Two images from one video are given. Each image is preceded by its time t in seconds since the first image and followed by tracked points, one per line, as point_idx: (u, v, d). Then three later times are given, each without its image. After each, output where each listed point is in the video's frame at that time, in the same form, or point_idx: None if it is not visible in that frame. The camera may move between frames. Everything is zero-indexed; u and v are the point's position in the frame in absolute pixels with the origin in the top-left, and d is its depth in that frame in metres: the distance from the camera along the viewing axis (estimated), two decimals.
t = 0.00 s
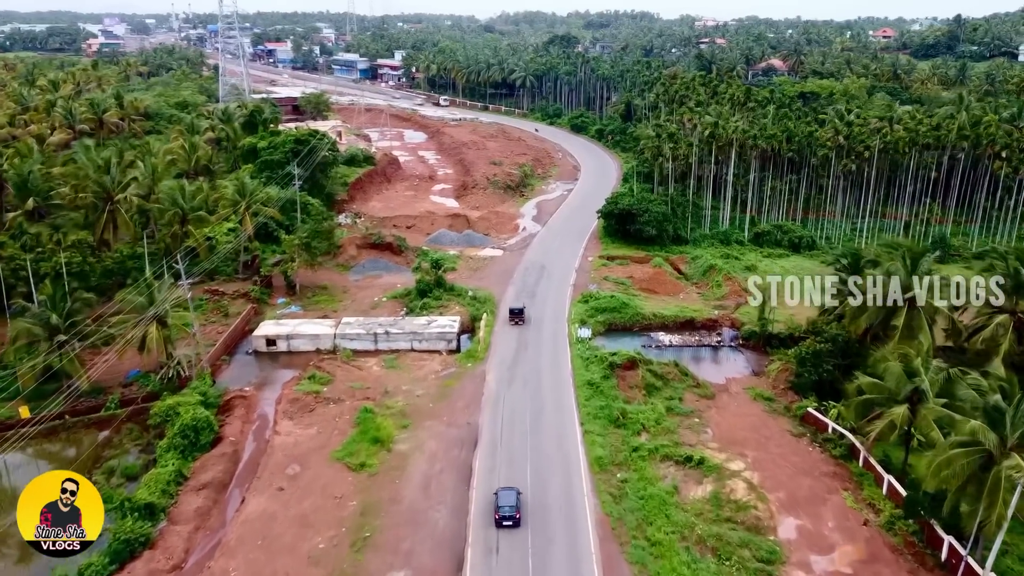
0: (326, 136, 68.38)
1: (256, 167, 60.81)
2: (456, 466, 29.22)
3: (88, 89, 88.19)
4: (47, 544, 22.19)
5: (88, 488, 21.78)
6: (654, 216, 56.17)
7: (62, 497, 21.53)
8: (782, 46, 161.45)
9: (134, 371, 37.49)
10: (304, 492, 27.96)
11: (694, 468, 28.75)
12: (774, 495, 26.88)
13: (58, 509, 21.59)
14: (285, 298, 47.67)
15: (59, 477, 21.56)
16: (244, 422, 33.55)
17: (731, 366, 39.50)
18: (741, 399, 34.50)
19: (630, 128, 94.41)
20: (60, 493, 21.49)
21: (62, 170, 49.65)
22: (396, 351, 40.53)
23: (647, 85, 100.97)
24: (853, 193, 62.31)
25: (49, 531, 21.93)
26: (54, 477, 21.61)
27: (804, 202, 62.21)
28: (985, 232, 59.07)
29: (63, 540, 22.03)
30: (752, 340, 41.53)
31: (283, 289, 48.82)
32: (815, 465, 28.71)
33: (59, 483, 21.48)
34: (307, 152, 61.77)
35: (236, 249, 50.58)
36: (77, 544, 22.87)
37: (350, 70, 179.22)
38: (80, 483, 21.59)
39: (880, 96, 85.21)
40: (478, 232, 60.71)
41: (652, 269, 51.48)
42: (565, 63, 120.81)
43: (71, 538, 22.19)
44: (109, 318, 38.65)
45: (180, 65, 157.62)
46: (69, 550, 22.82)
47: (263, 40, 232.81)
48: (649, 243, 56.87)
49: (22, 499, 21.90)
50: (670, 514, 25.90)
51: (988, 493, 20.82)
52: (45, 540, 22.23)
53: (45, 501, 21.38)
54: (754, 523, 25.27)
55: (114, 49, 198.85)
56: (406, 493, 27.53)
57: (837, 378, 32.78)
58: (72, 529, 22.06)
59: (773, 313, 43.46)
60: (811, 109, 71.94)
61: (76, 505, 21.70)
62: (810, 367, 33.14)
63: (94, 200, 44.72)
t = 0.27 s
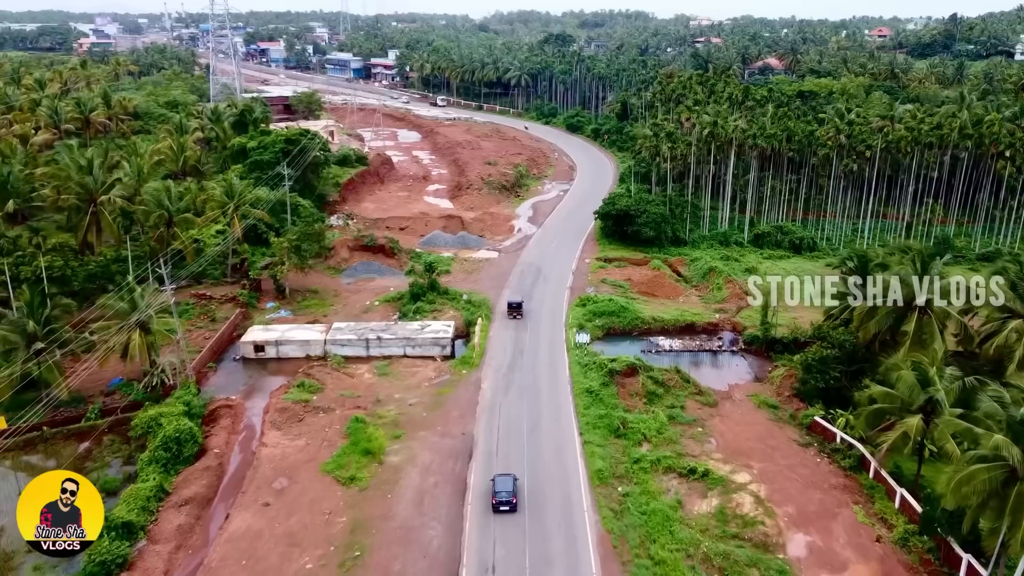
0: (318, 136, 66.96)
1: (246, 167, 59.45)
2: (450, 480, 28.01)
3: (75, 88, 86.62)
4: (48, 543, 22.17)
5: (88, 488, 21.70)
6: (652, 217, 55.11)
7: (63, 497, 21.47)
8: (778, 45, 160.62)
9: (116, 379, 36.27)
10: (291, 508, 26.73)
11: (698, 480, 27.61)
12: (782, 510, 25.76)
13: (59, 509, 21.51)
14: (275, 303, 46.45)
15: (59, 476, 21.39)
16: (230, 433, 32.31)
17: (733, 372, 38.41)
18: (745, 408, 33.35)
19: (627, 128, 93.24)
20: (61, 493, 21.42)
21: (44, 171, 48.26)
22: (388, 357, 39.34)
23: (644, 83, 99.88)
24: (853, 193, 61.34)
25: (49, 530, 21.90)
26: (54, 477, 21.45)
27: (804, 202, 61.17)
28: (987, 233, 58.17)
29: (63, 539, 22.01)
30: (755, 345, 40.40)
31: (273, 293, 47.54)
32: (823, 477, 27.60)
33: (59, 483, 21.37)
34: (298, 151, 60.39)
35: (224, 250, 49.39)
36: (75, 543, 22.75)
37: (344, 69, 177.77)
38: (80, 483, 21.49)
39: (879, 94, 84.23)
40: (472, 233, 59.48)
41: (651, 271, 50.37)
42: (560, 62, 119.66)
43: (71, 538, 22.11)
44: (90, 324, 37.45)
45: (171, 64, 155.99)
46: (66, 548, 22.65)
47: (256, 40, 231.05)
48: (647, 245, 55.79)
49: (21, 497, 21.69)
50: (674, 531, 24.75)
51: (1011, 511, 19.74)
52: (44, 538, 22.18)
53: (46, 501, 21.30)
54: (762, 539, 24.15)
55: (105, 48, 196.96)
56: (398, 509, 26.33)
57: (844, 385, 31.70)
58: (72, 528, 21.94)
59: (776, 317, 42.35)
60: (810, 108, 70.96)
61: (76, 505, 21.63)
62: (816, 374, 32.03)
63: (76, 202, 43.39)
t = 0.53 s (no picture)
0: (309, 135, 65.52)
1: (234, 168, 58.10)
2: (443, 494, 26.79)
3: (61, 87, 85.00)
4: (46, 545, 20.08)
5: (89, 487, 19.70)
6: (649, 218, 54.04)
7: (62, 497, 19.54)
8: (773, 44, 159.89)
9: (97, 389, 35.00)
10: (277, 525, 25.46)
11: (702, 494, 26.46)
12: (791, 526, 24.63)
13: (58, 509, 19.60)
14: (263, 307, 45.17)
15: (58, 475, 19.51)
16: (213, 445, 31.01)
17: (734, 378, 37.33)
18: (748, 416, 32.25)
19: (622, 127, 92.14)
20: (60, 493, 19.48)
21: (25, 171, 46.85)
22: (379, 364, 38.12)
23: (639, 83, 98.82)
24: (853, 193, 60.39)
25: (48, 531, 19.90)
26: (53, 476, 19.54)
27: (804, 203, 60.19)
28: (989, 233, 57.17)
29: (62, 541, 19.85)
30: (757, 350, 39.31)
31: (261, 297, 46.26)
32: (832, 491, 26.49)
33: (58, 482, 19.43)
34: (287, 151, 59.03)
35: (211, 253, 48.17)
36: (78, 545, 20.60)
37: (336, 69, 176.29)
38: (80, 482, 19.49)
39: (877, 94, 83.30)
40: (466, 235, 58.27)
41: (649, 274, 49.28)
42: (555, 61, 118.54)
43: (71, 540, 19.96)
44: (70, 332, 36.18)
45: (161, 63, 154.31)
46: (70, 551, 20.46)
47: (247, 39, 229.21)
48: (645, 246, 54.71)
49: (21, 496, 19.99)
50: (678, 549, 23.61)
51: None
52: (44, 540, 20.13)
53: (45, 501, 19.48)
54: (771, 558, 23.01)
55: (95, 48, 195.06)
56: (389, 527, 25.10)
57: (850, 393, 30.63)
58: (73, 529, 19.85)
59: (778, 321, 41.28)
60: (808, 107, 70.03)
61: (76, 505, 19.65)
62: (822, 382, 30.93)
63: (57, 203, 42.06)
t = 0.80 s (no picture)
0: (297, 135, 64.14)
1: (220, 169, 56.72)
2: (434, 511, 25.57)
3: (45, 86, 83.32)
4: (46, 546, 19.94)
5: (89, 487, 19.77)
6: (645, 219, 53.02)
7: (62, 497, 19.56)
8: (766, 43, 159.29)
9: (74, 399, 33.63)
10: (260, 545, 24.20)
11: (705, 509, 25.33)
12: (799, 543, 23.54)
13: (58, 509, 19.60)
14: (249, 313, 43.86)
15: (58, 474, 19.56)
16: (194, 458, 29.71)
17: (734, 385, 36.29)
18: (751, 425, 31.15)
19: (616, 127, 91.07)
20: (60, 492, 19.51)
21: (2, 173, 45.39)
22: (369, 371, 36.89)
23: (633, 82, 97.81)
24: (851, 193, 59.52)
25: (49, 531, 19.83)
26: (53, 475, 19.63)
27: (801, 203, 59.26)
28: (990, 233, 56.34)
29: (63, 541, 19.82)
30: (757, 355, 38.23)
31: (247, 302, 44.96)
32: (841, 504, 25.40)
33: (58, 482, 19.48)
34: (275, 151, 57.65)
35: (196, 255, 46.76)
36: (78, 546, 20.48)
37: (327, 68, 174.76)
38: (81, 482, 19.60)
39: (873, 92, 82.43)
40: (458, 237, 57.05)
41: (645, 276, 48.21)
42: (547, 60, 117.42)
43: (71, 540, 19.90)
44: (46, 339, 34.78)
45: (150, 62, 152.57)
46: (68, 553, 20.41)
47: (237, 38, 227.31)
48: (641, 248, 53.68)
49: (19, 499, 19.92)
50: (682, 568, 22.47)
51: None
52: (43, 540, 19.99)
53: (44, 501, 19.41)
54: None
55: (83, 47, 193.18)
56: (378, 546, 23.87)
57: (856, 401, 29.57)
58: (73, 529, 19.88)
59: (778, 325, 40.25)
60: (805, 106, 69.17)
61: (76, 505, 19.70)
62: (827, 390, 29.87)
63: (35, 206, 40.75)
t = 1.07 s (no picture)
0: (284, 135, 62.73)
1: (205, 169, 55.30)
2: (426, 529, 24.37)
3: (27, 86, 81.60)
4: (47, 545, 21.36)
5: (88, 488, 21.42)
6: (640, 221, 51.97)
7: (62, 497, 21.10)
8: (759, 42, 158.64)
9: (49, 410, 32.35)
10: (241, 567, 22.95)
11: (709, 525, 24.22)
12: (807, 561, 22.49)
13: (58, 509, 21.08)
14: (233, 318, 42.52)
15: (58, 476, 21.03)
16: (174, 472, 28.40)
17: (735, 392, 35.24)
18: (754, 435, 30.06)
19: (609, 126, 89.97)
20: (60, 493, 21.04)
21: None
22: (357, 379, 35.67)
23: (626, 81, 96.80)
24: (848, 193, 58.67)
25: (48, 531, 21.26)
26: (53, 478, 21.08)
27: (799, 203, 58.32)
28: (989, 234, 55.55)
29: (63, 540, 21.31)
30: (758, 360, 37.15)
31: (232, 307, 43.64)
32: (850, 519, 24.35)
33: (58, 483, 21.01)
34: (261, 152, 56.26)
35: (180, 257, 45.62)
36: (77, 545, 21.90)
37: (317, 68, 173.11)
38: (80, 483, 21.16)
39: (868, 91, 81.67)
40: (450, 239, 55.81)
41: (642, 279, 47.14)
42: (539, 59, 116.28)
43: (70, 539, 21.43)
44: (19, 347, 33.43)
45: (137, 62, 150.63)
46: (66, 553, 21.77)
47: (226, 37, 225.18)
48: (636, 249, 52.64)
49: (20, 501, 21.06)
50: None
51: None
52: (44, 540, 21.40)
53: (44, 501, 20.78)
54: None
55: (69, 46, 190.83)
56: (366, 567, 22.67)
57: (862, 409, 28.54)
58: (72, 529, 21.43)
59: (779, 329, 39.17)
60: (801, 105, 68.25)
61: (76, 505, 21.28)
62: (832, 398, 28.82)
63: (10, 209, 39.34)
